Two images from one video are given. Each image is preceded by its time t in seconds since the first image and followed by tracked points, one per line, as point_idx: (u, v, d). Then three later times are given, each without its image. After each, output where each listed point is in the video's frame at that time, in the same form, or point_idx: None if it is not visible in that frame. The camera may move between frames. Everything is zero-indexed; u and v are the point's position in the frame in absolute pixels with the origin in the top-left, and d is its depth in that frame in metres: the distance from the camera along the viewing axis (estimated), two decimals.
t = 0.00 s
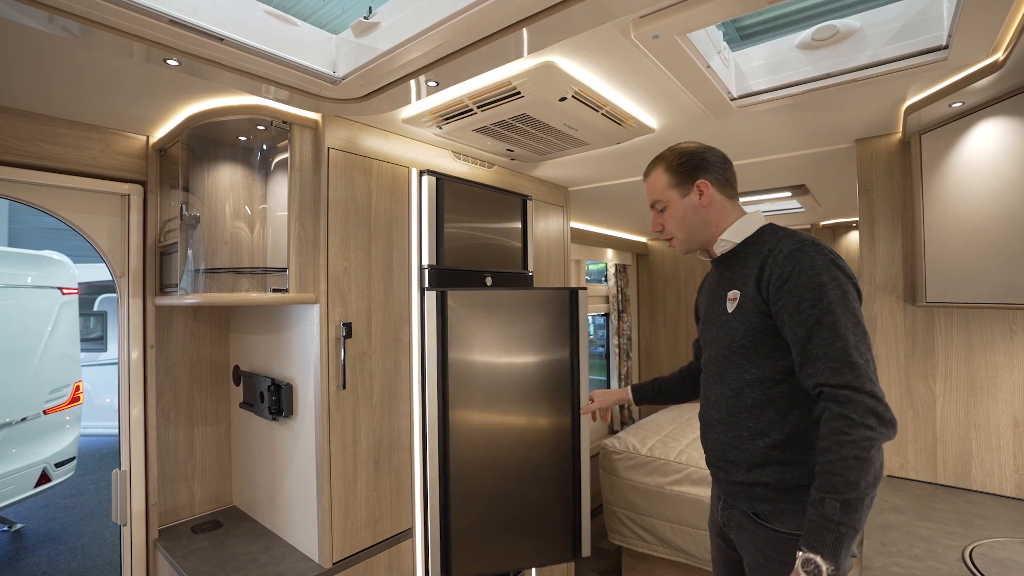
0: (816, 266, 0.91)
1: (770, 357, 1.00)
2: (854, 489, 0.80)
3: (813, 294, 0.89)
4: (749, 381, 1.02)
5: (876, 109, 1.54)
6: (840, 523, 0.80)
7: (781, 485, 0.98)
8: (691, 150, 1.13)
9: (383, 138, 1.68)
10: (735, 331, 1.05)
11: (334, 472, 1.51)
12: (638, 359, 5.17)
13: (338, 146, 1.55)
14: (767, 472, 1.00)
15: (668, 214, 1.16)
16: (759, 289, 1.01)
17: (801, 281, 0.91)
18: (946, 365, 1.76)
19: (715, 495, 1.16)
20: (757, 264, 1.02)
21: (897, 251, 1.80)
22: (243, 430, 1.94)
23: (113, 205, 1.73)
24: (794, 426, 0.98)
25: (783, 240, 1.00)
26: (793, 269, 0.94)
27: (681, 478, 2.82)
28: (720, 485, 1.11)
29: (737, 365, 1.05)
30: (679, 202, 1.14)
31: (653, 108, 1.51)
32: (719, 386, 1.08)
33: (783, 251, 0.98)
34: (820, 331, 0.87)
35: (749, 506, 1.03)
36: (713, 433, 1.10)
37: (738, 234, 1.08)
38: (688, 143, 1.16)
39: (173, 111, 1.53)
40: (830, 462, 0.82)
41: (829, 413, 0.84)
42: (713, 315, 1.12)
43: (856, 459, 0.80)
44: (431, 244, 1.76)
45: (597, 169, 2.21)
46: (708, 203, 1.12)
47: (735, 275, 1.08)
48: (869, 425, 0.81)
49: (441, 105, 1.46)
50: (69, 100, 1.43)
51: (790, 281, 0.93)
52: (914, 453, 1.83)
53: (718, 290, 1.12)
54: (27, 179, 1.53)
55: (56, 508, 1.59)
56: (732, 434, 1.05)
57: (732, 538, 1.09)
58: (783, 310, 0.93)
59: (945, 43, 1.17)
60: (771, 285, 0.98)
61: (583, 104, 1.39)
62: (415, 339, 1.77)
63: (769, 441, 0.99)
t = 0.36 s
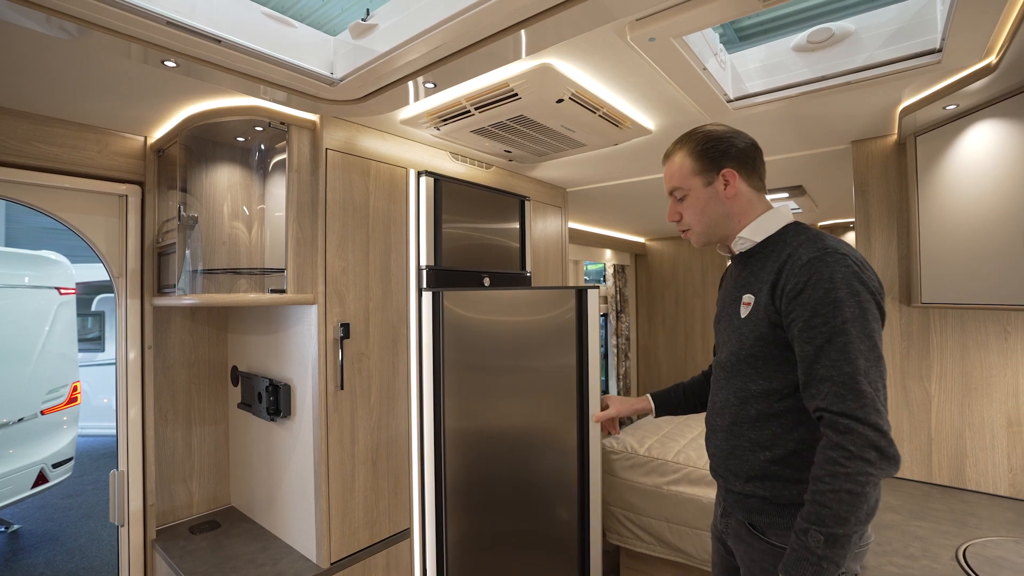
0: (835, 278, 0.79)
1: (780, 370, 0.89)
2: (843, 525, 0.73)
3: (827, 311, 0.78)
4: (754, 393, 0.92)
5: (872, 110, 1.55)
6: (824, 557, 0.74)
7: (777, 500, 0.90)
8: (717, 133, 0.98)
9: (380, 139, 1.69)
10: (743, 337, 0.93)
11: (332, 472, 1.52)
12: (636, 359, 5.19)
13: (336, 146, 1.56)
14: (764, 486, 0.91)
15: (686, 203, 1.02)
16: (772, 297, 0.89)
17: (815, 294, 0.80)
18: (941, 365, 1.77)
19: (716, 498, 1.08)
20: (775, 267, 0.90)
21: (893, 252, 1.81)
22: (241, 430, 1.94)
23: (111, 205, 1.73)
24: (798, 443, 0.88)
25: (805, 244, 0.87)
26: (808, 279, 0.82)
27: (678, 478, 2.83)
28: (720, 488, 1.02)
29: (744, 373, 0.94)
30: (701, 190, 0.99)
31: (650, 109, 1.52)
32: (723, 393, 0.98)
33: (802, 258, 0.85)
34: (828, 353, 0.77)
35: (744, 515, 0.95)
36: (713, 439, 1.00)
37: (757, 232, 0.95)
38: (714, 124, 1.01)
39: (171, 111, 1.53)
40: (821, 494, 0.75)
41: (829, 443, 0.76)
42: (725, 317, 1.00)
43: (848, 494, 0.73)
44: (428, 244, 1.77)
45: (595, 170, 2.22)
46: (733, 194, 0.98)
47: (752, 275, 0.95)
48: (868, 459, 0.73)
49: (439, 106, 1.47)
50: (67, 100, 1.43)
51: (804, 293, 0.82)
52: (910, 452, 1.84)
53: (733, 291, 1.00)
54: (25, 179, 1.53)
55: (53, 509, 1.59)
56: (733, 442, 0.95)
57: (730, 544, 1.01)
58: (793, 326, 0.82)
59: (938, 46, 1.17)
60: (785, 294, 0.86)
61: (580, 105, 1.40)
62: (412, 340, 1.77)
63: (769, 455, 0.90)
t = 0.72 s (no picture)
0: (877, 283, 0.74)
1: (802, 376, 0.85)
2: (872, 544, 0.68)
3: (867, 318, 0.72)
4: (772, 399, 0.88)
5: (871, 111, 1.56)
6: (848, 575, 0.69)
7: (786, 508, 0.87)
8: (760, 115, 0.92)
9: (380, 139, 1.68)
10: (764, 341, 0.89)
11: (332, 472, 1.51)
12: (635, 359, 5.21)
13: (335, 146, 1.55)
14: (773, 492, 0.89)
15: (735, 180, 0.90)
16: (801, 301, 0.84)
17: (855, 299, 0.74)
18: (940, 365, 1.78)
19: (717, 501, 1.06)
20: (806, 269, 0.85)
21: (893, 252, 1.81)
22: (240, 430, 1.94)
23: (110, 205, 1.73)
24: (814, 452, 0.84)
25: (840, 246, 0.82)
26: (847, 283, 0.76)
27: (677, 478, 2.83)
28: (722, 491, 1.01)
29: (761, 378, 0.90)
30: (752, 165, 0.89)
31: (650, 109, 1.52)
32: (737, 397, 0.95)
33: (838, 261, 0.80)
34: (866, 363, 0.72)
35: (749, 520, 0.93)
36: (723, 442, 0.98)
37: (782, 229, 0.90)
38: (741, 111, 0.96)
39: (170, 110, 1.52)
40: (849, 509, 0.70)
41: (860, 456, 0.71)
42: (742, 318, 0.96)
43: (880, 513, 0.68)
44: (427, 244, 1.77)
45: (595, 170, 2.23)
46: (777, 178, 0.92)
47: (774, 277, 0.91)
48: (902, 477, 0.67)
49: (439, 105, 1.47)
50: (66, 100, 1.43)
51: (842, 298, 0.76)
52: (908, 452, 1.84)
53: (752, 292, 0.96)
54: (24, 179, 1.53)
55: (52, 509, 1.59)
56: (744, 448, 0.93)
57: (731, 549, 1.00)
58: (827, 332, 0.77)
59: (938, 46, 1.17)
60: (818, 298, 0.81)
61: (579, 105, 1.40)
62: (411, 340, 1.78)
63: (781, 462, 0.87)
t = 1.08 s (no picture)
0: (887, 292, 0.74)
1: (806, 381, 0.85)
2: (879, 553, 0.70)
3: (878, 328, 0.73)
4: (775, 403, 0.88)
5: (870, 111, 1.56)
6: None
7: (788, 513, 0.87)
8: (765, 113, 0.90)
9: (380, 139, 1.69)
10: (768, 345, 0.89)
11: (332, 472, 1.51)
12: (635, 359, 5.21)
13: (336, 146, 1.55)
14: (775, 497, 0.89)
15: (723, 181, 0.91)
16: (808, 306, 0.84)
17: (866, 308, 0.74)
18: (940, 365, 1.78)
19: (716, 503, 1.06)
20: (812, 273, 0.84)
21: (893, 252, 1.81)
22: (240, 429, 1.94)
23: (110, 205, 1.73)
24: (818, 457, 0.85)
25: (847, 252, 0.82)
26: (857, 291, 0.76)
27: (676, 478, 2.83)
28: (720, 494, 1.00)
29: (764, 382, 0.90)
30: (744, 168, 0.89)
31: (650, 109, 1.52)
32: (738, 400, 0.94)
33: (846, 267, 0.79)
34: (876, 372, 0.72)
35: (750, 524, 0.93)
36: (723, 445, 0.98)
37: (787, 231, 0.89)
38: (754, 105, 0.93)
39: (170, 110, 1.52)
40: (856, 518, 0.71)
41: (867, 466, 0.72)
42: (743, 320, 0.95)
43: (887, 522, 0.69)
44: (427, 244, 1.77)
45: (594, 170, 2.23)
46: (774, 180, 0.90)
47: (776, 280, 0.91)
48: (909, 487, 0.69)
49: (439, 105, 1.47)
50: (66, 100, 1.43)
51: (852, 306, 0.76)
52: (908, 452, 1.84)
53: (754, 294, 0.95)
54: (24, 179, 1.53)
55: (52, 509, 1.59)
56: (746, 452, 0.93)
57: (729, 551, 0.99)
58: (835, 339, 0.78)
59: (938, 46, 1.17)
60: (826, 305, 0.80)
61: (580, 105, 1.40)
62: (411, 340, 1.78)
63: (783, 466, 0.87)
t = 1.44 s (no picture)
0: (845, 294, 0.76)
1: (776, 379, 0.87)
2: (842, 553, 0.73)
3: (834, 330, 0.76)
4: (748, 401, 0.90)
5: (871, 110, 1.56)
6: None
7: (766, 509, 0.89)
8: (724, 124, 0.94)
9: (380, 138, 1.68)
10: (741, 345, 0.91)
11: (332, 472, 1.51)
12: (635, 358, 5.22)
13: (336, 145, 1.55)
14: (752, 493, 0.91)
15: (682, 192, 1.02)
16: (773, 308, 0.86)
17: (823, 310, 0.77)
18: (940, 364, 1.77)
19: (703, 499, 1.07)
20: (779, 275, 0.86)
21: (893, 252, 1.81)
22: (240, 429, 1.93)
23: (110, 204, 1.73)
24: (791, 455, 0.86)
25: (811, 255, 0.83)
26: (816, 293, 0.79)
27: (676, 478, 2.83)
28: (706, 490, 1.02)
29: (739, 380, 0.92)
30: (696, 181, 0.98)
31: (651, 108, 1.51)
32: (717, 398, 0.97)
33: (808, 270, 0.81)
34: (833, 375, 0.75)
35: (732, 520, 0.94)
36: (705, 441, 1.00)
37: (761, 234, 0.92)
38: (730, 110, 0.95)
39: (170, 109, 1.52)
40: (820, 519, 0.75)
41: (828, 467, 0.75)
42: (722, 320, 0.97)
43: (847, 522, 0.72)
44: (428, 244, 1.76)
45: (594, 169, 2.23)
46: (729, 191, 0.95)
47: (751, 281, 0.92)
48: (866, 487, 0.72)
49: (440, 104, 1.46)
50: (66, 98, 1.42)
51: (810, 308, 0.79)
52: (909, 452, 1.84)
53: (731, 294, 0.97)
54: (23, 178, 1.52)
55: (50, 509, 1.58)
56: (724, 449, 0.95)
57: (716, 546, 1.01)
58: (796, 341, 0.80)
59: (940, 45, 1.17)
60: (788, 307, 0.83)
61: (580, 104, 1.40)
62: (411, 339, 1.78)
63: (758, 464, 0.89)
